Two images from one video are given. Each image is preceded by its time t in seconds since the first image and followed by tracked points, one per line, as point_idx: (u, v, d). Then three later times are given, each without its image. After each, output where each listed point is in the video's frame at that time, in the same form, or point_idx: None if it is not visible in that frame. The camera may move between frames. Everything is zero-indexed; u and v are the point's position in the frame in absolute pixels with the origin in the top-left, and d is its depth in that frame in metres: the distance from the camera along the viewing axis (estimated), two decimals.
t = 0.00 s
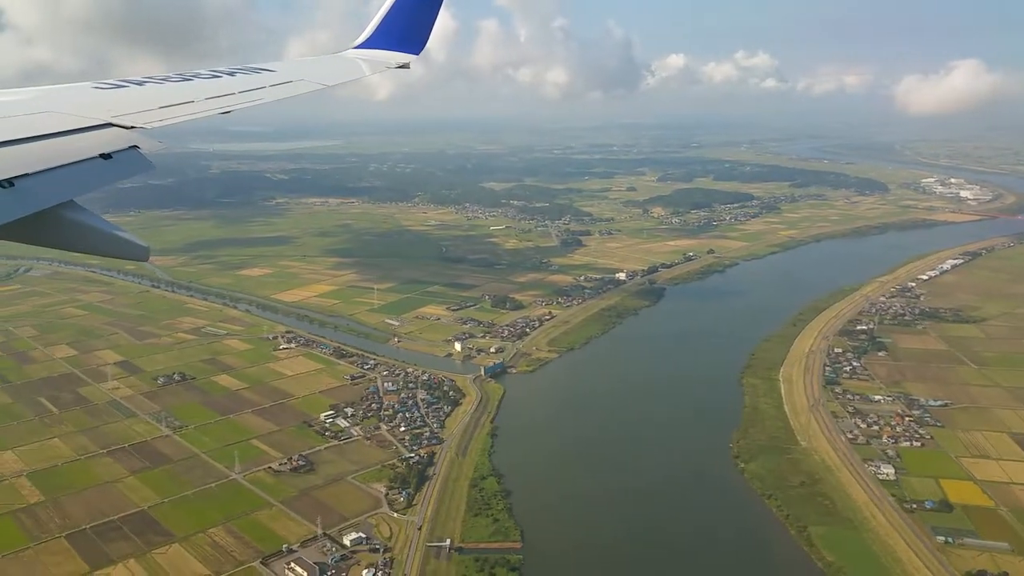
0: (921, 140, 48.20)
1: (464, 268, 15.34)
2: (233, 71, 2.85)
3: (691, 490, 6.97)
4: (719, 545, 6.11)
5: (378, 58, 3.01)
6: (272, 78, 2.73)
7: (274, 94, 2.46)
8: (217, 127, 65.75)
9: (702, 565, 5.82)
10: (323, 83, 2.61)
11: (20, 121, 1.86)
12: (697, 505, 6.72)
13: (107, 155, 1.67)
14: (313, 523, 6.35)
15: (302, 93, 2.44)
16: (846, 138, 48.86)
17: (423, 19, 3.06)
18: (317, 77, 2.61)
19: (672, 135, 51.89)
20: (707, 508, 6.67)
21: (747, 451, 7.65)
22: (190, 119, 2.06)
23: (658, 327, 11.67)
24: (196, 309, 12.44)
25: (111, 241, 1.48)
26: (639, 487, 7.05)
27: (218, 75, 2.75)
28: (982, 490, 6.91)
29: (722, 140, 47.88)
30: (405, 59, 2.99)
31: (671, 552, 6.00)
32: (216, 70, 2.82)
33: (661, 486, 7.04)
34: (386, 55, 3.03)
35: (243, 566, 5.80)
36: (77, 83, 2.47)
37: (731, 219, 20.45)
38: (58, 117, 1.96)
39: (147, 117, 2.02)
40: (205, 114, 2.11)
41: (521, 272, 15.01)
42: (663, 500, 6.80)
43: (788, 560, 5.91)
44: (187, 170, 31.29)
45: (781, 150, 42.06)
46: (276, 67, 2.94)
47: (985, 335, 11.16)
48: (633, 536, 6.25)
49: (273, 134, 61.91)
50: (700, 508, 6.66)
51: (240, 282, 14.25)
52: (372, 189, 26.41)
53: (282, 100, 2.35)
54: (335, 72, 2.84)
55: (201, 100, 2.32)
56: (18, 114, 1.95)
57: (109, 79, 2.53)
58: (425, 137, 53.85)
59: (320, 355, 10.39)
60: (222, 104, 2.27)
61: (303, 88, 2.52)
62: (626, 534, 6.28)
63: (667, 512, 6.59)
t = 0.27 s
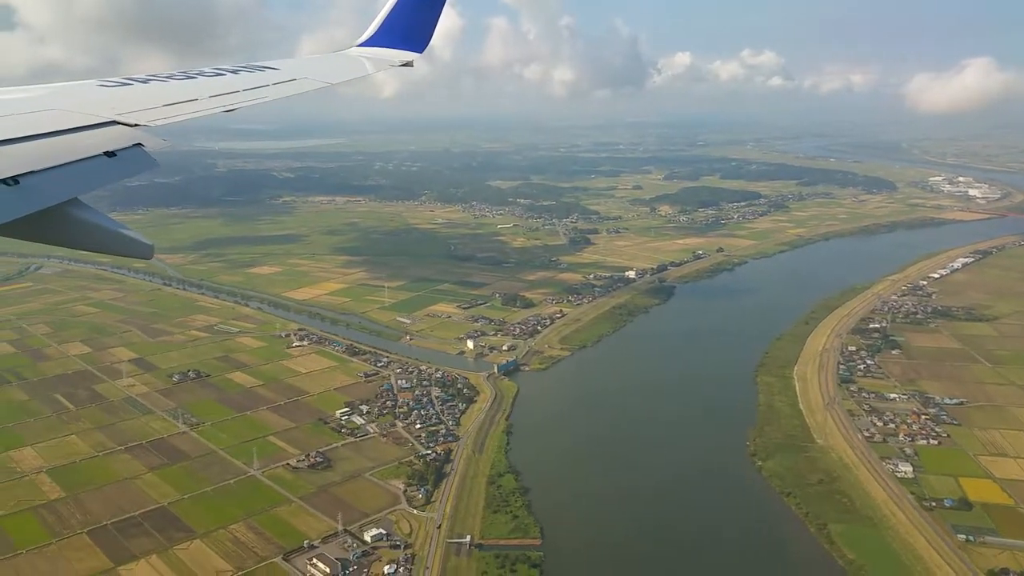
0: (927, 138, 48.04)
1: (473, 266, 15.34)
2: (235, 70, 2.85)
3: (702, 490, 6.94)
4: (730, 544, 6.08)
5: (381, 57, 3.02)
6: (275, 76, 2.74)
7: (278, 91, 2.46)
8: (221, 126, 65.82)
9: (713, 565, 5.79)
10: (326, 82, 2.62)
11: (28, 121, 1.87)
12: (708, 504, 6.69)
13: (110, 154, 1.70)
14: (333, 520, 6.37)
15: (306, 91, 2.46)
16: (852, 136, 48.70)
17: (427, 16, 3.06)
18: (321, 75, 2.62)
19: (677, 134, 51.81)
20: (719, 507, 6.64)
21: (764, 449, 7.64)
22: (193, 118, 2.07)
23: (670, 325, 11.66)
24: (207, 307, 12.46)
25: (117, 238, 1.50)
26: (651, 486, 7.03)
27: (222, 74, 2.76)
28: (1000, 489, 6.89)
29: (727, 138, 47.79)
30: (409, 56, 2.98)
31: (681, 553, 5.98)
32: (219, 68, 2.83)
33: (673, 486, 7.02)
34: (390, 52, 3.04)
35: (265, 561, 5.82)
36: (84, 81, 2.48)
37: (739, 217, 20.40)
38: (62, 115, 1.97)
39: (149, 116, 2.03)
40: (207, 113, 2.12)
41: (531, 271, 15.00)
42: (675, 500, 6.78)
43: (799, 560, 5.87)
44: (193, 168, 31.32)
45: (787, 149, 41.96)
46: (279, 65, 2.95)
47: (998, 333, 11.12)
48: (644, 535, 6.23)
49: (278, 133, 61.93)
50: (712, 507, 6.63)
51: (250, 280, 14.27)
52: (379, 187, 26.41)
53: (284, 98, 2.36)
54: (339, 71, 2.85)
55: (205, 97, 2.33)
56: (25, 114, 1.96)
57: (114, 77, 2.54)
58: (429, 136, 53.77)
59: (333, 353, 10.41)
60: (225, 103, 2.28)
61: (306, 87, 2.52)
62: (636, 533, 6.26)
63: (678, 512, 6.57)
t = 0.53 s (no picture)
0: (935, 136, 47.81)
1: (484, 263, 15.35)
2: (240, 66, 2.86)
3: (714, 488, 6.93)
4: (742, 542, 6.06)
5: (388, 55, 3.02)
6: (281, 73, 2.75)
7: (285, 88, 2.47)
8: (228, 122, 65.92)
9: (723, 564, 5.78)
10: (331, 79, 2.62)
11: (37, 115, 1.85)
12: (721, 502, 6.67)
13: (119, 151, 1.69)
14: (354, 514, 6.40)
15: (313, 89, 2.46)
16: (859, 134, 48.49)
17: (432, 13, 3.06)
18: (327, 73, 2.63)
19: (684, 131, 51.68)
20: (732, 505, 6.62)
21: (782, 446, 7.64)
22: (201, 114, 2.07)
23: (684, 322, 11.65)
24: (221, 302, 12.49)
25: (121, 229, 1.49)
26: (663, 484, 7.02)
27: (228, 69, 2.76)
28: (1020, 487, 6.87)
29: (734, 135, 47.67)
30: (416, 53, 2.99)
31: (692, 551, 5.96)
32: (225, 63, 2.83)
33: (686, 484, 7.01)
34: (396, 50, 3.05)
35: (288, 555, 5.85)
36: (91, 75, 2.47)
37: (749, 215, 20.36)
38: (71, 109, 1.96)
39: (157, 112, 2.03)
40: (215, 109, 2.12)
41: (542, 267, 15.01)
42: (687, 498, 6.77)
43: (811, 559, 5.84)
44: (202, 164, 31.39)
45: (795, 146, 41.84)
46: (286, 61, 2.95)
47: (1013, 332, 11.08)
48: (655, 532, 6.23)
49: (284, 129, 61.99)
50: (725, 505, 6.61)
51: (262, 275, 14.31)
52: (387, 183, 26.43)
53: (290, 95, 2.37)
54: (344, 68, 2.86)
55: (211, 92, 2.33)
56: (39, 106, 1.95)
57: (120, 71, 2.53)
58: (436, 132, 53.75)
59: (348, 348, 10.44)
60: (233, 100, 2.28)
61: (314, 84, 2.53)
62: (648, 530, 6.25)
63: (689, 510, 6.57)
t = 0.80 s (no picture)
0: (938, 134, 47.72)
1: (493, 262, 15.36)
2: (241, 64, 2.87)
3: (723, 487, 6.91)
4: (750, 542, 6.04)
5: (391, 55, 3.02)
6: (282, 72, 2.76)
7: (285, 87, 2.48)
8: (231, 122, 65.97)
9: (728, 563, 5.76)
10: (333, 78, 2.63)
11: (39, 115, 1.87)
12: (729, 501, 6.65)
13: (121, 151, 1.68)
14: (373, 513, 6.41)
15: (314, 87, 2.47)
16: (862, 133, 48.43)
17: (433, 13, 3.05)
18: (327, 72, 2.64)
19: (687, 129, 51.63)
20: (741, 504, 6.59)
21: (799, 444, 7.64)
22: (201, 112, 2.08)
23: (695, 320, 11.65)
24: (231, 301, 12.51)
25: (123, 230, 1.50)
26: (671, 482, 7.02)
27: (231, 69, 2.77)
28: None
29: (737, 133, 47.66)
30: (417, 53, 2.99)
31: (701, 551, 5.95)
32: (227, 64, 2.84)
33: (695, 483, 6.98)
34: (398, 50, 3.05)
35: (308, 554, 5.84)
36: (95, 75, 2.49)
37: (756, 213, 20.34)
38: (72, 110, 1.97)
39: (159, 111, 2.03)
40: (215, 107, 2.13)
41: (551, 266, 15.02)
42: (696, 496, 6.75)
43: (820, 559, 5.80)
44: (207, 164, 31.44)
45: (798, 145, 41.82)
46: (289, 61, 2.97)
47: None
48: (661, 531, 6.21)
49: (288, 129, 62.03)
50: (734, 504, 6.59)
51: (271, 274, 14.32)
52: (393, 183, 26.45)
53: (292, 94, 2.38)
54: (347, 66, 2.87)
55: (212, 92, 2.34)
56: (40, 106, 1.96)
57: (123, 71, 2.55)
58: (439, 131, 53.72)
59: (360, 347, 10.45)
60: (234, 98, 2.29)
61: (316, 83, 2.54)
62: (656, 529, 6.24)
63: (695, 508, 6.55)
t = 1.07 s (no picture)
0: (942, 140, 47.75)
1: (500, 260, 15.37)
2: (246, 60, 2.82)
3: (732, 488, 6.91)
4: (756, 543, 6.03)
5: (396, 51, 3.01)
6: (287, 67, 2.73)
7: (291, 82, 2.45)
8: (234, 116, 65.97)
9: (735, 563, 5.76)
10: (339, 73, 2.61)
11: (42, 109, 1.84)
12: (737, 503, 6.65)
13: (122, 144, 1.68)
14: (387, 508, 6.42)
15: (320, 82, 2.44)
16: (866, 137, 48.45)
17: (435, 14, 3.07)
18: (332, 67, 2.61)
19: (691, 131, 51.65)
20: (748, 506, 6.59)
21: (811, 446, 7.66)
22: (207, 107, 2.05)
23: (703, 322, 11.65)
24: (239, 296, 12.52)
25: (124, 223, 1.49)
26: (678, 483, 7.02)
27: (235, 63, 2.75)
28: None
29: (741, 136, 47.69)
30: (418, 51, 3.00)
31: (707, 551, 5.95)
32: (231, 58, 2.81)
33: (704, 484, 6.98)
34: (400, 46, 3.05)
35: (323, 547, 5.85)
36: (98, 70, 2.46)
37: (762, 216, 20.34)
38: (76, 104, 1.94)
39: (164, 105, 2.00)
40: (221, 101, 2.11)
41: (558, 265, 15.03)
42: (704, 497, 6.75)
43: (826, 561, 5.78)
44: (213, 158, 31.46)
45: (802, 148, 41.83)
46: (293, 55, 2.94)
47: None
48: (668, 531, 6.22)
49: (292, 125, 62.06)
50: (741, 506, 6.59)
51: (279, 270, 14.33)
52: (398, 180, 26.47)
53: (298, 89, 2.35)
54: (353, 61, 2.84)
55: (217, 86, 2.31)
56: (43, 100, 1.93)
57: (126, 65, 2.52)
58: (444, 130, 53.68)
59: (370, 343, 10.46)
60: (240, 92, 2.26)
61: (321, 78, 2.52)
62: (664, 529, 6.25)
63: (702, 509, 6.55)
